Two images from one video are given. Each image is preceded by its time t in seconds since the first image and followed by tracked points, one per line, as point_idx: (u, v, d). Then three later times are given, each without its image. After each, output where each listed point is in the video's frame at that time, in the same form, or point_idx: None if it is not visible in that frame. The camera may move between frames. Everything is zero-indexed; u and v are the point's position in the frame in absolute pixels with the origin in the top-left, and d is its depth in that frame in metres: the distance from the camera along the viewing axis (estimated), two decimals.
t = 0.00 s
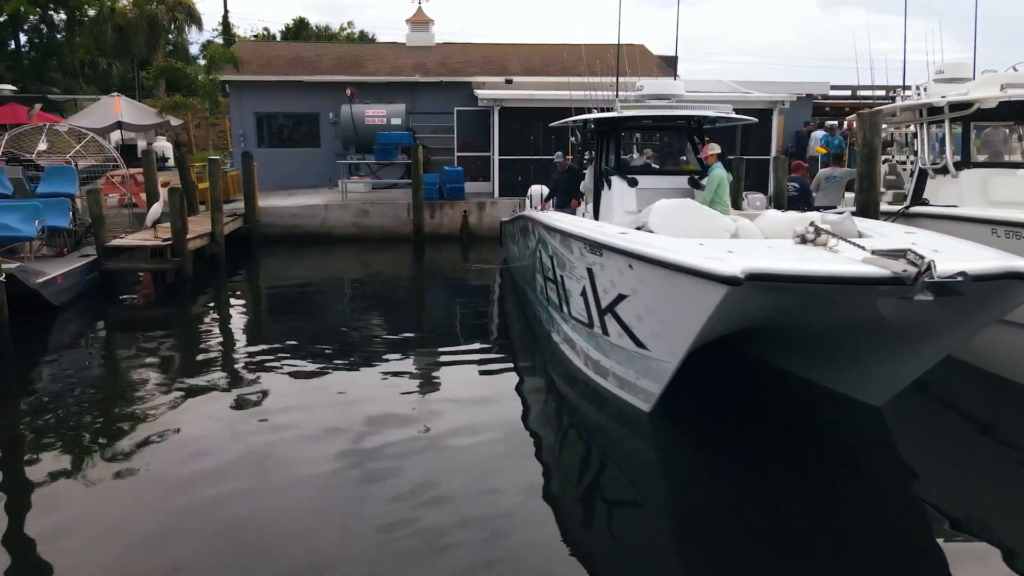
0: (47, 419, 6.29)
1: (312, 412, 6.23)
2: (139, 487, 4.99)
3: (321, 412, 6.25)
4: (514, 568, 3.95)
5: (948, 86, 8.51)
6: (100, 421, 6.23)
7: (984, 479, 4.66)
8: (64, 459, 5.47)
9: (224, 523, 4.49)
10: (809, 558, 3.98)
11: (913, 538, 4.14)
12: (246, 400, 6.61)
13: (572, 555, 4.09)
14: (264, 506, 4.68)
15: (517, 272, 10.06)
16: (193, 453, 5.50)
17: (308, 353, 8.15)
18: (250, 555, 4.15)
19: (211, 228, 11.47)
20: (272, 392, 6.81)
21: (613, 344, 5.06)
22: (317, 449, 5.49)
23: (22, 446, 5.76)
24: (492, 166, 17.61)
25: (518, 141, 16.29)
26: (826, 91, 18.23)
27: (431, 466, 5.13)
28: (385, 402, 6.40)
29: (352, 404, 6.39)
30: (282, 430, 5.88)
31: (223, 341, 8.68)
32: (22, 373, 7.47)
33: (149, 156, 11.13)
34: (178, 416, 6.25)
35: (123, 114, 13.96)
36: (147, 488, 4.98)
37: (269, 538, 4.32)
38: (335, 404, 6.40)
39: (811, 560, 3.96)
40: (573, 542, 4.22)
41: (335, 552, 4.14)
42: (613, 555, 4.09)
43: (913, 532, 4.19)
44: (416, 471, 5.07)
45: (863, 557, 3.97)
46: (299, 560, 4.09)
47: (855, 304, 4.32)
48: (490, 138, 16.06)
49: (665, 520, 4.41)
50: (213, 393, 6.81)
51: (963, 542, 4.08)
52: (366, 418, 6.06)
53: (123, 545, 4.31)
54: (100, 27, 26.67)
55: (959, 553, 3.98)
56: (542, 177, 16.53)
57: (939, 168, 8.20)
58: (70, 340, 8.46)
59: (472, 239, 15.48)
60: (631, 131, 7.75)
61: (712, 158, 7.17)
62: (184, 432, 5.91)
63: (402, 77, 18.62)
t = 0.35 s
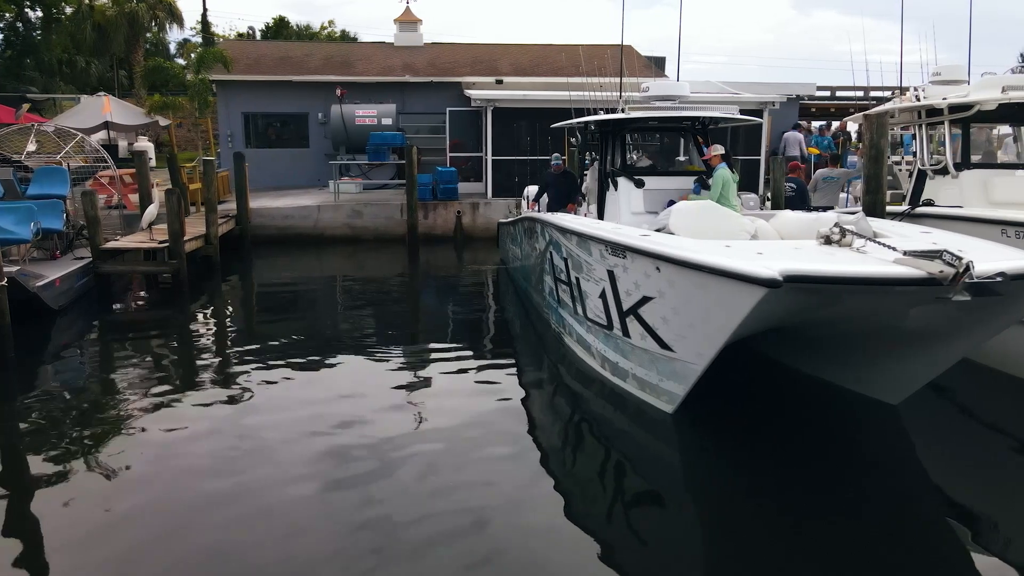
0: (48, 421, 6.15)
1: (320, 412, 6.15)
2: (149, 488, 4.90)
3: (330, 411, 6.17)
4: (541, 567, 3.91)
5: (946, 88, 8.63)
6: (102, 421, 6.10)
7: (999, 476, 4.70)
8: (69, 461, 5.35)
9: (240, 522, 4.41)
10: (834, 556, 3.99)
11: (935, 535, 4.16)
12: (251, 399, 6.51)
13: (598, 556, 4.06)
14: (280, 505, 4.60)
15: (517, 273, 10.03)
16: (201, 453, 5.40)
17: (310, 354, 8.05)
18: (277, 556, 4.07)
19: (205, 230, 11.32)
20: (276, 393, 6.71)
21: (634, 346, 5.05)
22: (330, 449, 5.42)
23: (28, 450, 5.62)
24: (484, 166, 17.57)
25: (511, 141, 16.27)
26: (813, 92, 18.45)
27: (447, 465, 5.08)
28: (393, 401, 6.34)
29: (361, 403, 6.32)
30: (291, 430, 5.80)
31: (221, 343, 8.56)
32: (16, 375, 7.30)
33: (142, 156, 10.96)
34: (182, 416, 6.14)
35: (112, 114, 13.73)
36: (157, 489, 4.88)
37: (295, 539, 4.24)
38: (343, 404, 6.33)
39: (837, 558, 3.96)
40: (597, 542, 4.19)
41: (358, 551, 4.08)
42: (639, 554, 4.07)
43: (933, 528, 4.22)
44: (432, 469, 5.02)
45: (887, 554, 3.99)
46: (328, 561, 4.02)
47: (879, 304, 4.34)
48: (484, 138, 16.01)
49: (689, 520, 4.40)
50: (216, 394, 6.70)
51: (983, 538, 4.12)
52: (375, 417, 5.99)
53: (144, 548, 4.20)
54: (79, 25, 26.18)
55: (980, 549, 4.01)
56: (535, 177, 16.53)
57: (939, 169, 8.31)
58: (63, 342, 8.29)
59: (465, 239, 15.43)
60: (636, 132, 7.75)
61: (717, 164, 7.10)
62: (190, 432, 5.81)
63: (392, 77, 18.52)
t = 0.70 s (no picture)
0: (37, 431, 5.98)
1: (318, 417, 6.07)
2: (149, 500, 4.79)
3: (328, 417, 6.10)
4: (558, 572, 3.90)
5: (928, 91, 8.81)
6: (93, 430, 5.96)
7: (999, 470, 4.78)
8: (62, 472, 5.21)
9: (247, 534, 4.33)
10: (846, 553, 4.03)
11: (942, 529, 4.22)
12: (246, 406, 6.40)
13: (613, 560, 4.05)
14: (287, 514, 4.53)
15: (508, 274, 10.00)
16: (199, 462, 5.30)
17: (300, 358, 7.94)
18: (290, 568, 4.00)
19: (187, 233, 11.11)
20: (271, 399, 6.61)
21: (641, 349, 5.07)
22: (332, 455, 5.35)
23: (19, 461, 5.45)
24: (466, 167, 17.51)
25: (493, 142, 16.23)
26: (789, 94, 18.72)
27: (453, 470, 5.04)
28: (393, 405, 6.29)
29: (360, 408, 6.25)
30: (290, 437, 5.71)
31: (208, 348, 8.39)
32: None
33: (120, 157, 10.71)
34: (176, 424, 6.02)
35: (87, 114, 13.41)
36: (158, 500, 4.77)
37: (306, 550, 4.17)
38: (341, 409, 6.25)
39: (849, 555, 4.00)
40: (611, 546, 4.18)
41: (371, 561, 4.03)
42: (654, 557, 4.07)
43: (939, 522, 4.28)
44: (438, 475, 4.98)
45: (897, 550, 4.04)
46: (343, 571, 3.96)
47: (885, 304, 4.39)
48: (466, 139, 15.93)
49: (700, 520, 4.41)
50: (208, 401, 6.58)
51: (989, 531, 4.18)
52: (375, 422, 5.93)
53: (151, 562, 4.10)
54: (44, 22, 25.48)
55: (987, 543, 4.08)
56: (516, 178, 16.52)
57: (922, 170, 8.49)
58: (43, 349, 8.07)
59: (448, 240, 15.36)
60: (629, 134, 7.77)
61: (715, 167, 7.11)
62: (186, 440, 5.69)
63: (372, 77, 18.36)
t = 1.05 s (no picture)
0: (25, 439, 5.80)
1: (316, 421, 5.99)
2: (149, 506, 4.66)
3: (326, 419, 6.01)
4: (577, 572, 3.90)
5: (906, 94, 9.05)
6: (82, 436, 5.79)
7: (993, 467, 4.91)
8: (55, 480, 5.06)
9: (256, 539, 4.24)
10: (856, 550, 4.09)
11: (945, 525, 4.32)
12: (239, 409, 6.28)
13: (629, 562, 4.06)
14: (295, 519, 4.45)
15: (495, 275, 9.99)
16: (199, 467, 5.18)
17: (289, 362, 7.82)
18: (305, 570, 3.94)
19: (165, 236, 10.89)
20: (265, 403, 6.50)
21: (647, 351, 5.12)
22: (335, 458, 5.28)
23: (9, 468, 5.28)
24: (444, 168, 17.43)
25: (472, 144, 16.14)
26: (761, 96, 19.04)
27: (460, 471, 5.01)
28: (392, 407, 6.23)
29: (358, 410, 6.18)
30: (290, 440, 5.61)
31: (193, 352, 8.22)
32: None
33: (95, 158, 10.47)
34: (169, 429, 5.87)
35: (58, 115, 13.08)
36: (160, 507, 4.66)
37: (320, 551, 4.12)
38: (339, 411, 6.17)
39: (860, 552, 4.07)
40: (625, 547, 4.19)
41: (387, 563, 3.98)
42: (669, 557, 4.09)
43: (941, 518, 4.38)
44: (446, 476, 4.94)
45: (905, 546, 4.12)
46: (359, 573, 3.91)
47: (888, 305, 4.49)
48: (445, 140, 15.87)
49: (711, 520, 4.45)
50: (200, 405, 6.44)
51: (990, 526, 4.29)
52: (375, 424, 5.86)
53: (160, 568, 4.00)
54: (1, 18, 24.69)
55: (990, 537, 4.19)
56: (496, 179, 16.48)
57: (902, 172, 8.69)
58: (22, 356, 7.84)
59: (428, 242, 15.26)
60: (620, 136, 7.83)
61: (710, 167, 7.20)
62: (181, 445, 5.56)
63: (347, 77, 18.18)
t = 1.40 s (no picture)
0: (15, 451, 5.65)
1: (316, 427, 5.93)
2: (155, 521, 4.58)
3: (327, 426, 5.94)
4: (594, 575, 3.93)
5: (885, 96, 9.24)
6: (77, 447, 5.67)
7: (994, 463, 4.89)
8: (52, 493, 4.95)
9: (268, 551, 4.19)
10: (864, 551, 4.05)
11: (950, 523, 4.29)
12: (236, 418, 6.19)
13: (637, 569, 4.02)
14: (306, 530, 4.41)
15: (484, 276, 9.95)
16: (201, 480, 5.09)
17: (282, 366, 7.72)
18: None
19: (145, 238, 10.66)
20: (262, 409, 6.41)
21: (654, 351, 5.16)
22: (340, 466, 5.23)
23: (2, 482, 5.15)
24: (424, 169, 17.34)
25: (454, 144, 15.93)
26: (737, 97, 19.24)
27: (468, 478, 4.99)
28: (394, 412, 6.18)
29: (358, 415, 6.12)
30: (291, 449, 5.54)
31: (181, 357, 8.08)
32: None
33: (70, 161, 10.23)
34: (165, 439, 5.77)
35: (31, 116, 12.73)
36: (164, 519, 4.58)
37: (334, 561, 4.08)
38: (339, 418, 6.11)
39: (867, 553, 4.03)
40: (632, 555, 4.15)
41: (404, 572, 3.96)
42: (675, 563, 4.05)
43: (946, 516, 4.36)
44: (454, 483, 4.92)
45: (913, 546, 4.09)
46: None
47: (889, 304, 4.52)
48: (426, 141, 15.77)
49: (715, 523, 4.42)
50: (195, 413, 6.33)
51: (995, 523, 4.28)
52: (378, 431, 5.81)
53: None
54: None
55: (996, 534, 4.16)
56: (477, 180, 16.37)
57: (884, 172, 8.85)
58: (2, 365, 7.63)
59: (410, 243, 15.11)
60: (613, 139, 7.89)
61: (708, 170, 7.65)
62: (182, 456, 5.47)
63: (324, 77, 17.97)
